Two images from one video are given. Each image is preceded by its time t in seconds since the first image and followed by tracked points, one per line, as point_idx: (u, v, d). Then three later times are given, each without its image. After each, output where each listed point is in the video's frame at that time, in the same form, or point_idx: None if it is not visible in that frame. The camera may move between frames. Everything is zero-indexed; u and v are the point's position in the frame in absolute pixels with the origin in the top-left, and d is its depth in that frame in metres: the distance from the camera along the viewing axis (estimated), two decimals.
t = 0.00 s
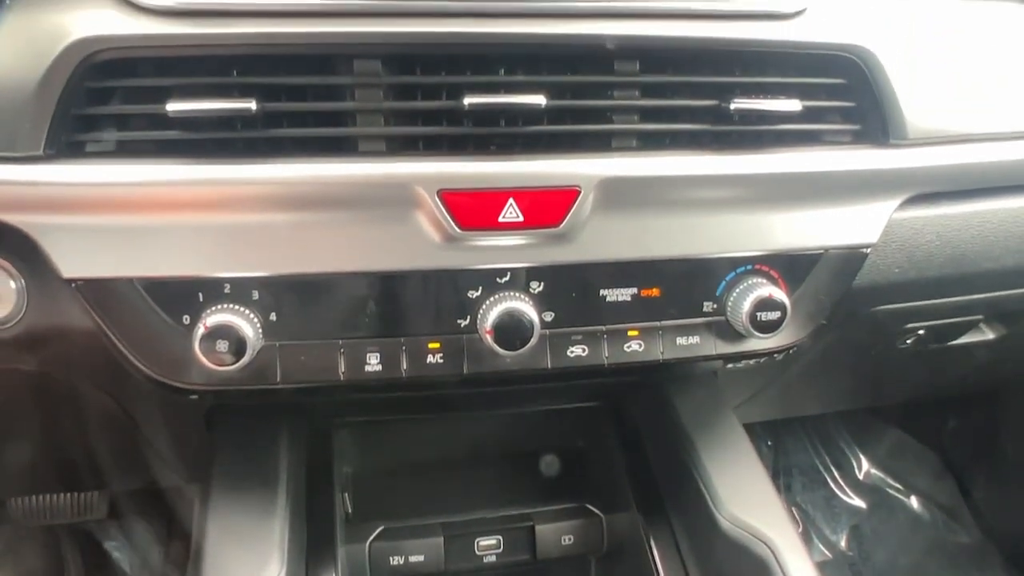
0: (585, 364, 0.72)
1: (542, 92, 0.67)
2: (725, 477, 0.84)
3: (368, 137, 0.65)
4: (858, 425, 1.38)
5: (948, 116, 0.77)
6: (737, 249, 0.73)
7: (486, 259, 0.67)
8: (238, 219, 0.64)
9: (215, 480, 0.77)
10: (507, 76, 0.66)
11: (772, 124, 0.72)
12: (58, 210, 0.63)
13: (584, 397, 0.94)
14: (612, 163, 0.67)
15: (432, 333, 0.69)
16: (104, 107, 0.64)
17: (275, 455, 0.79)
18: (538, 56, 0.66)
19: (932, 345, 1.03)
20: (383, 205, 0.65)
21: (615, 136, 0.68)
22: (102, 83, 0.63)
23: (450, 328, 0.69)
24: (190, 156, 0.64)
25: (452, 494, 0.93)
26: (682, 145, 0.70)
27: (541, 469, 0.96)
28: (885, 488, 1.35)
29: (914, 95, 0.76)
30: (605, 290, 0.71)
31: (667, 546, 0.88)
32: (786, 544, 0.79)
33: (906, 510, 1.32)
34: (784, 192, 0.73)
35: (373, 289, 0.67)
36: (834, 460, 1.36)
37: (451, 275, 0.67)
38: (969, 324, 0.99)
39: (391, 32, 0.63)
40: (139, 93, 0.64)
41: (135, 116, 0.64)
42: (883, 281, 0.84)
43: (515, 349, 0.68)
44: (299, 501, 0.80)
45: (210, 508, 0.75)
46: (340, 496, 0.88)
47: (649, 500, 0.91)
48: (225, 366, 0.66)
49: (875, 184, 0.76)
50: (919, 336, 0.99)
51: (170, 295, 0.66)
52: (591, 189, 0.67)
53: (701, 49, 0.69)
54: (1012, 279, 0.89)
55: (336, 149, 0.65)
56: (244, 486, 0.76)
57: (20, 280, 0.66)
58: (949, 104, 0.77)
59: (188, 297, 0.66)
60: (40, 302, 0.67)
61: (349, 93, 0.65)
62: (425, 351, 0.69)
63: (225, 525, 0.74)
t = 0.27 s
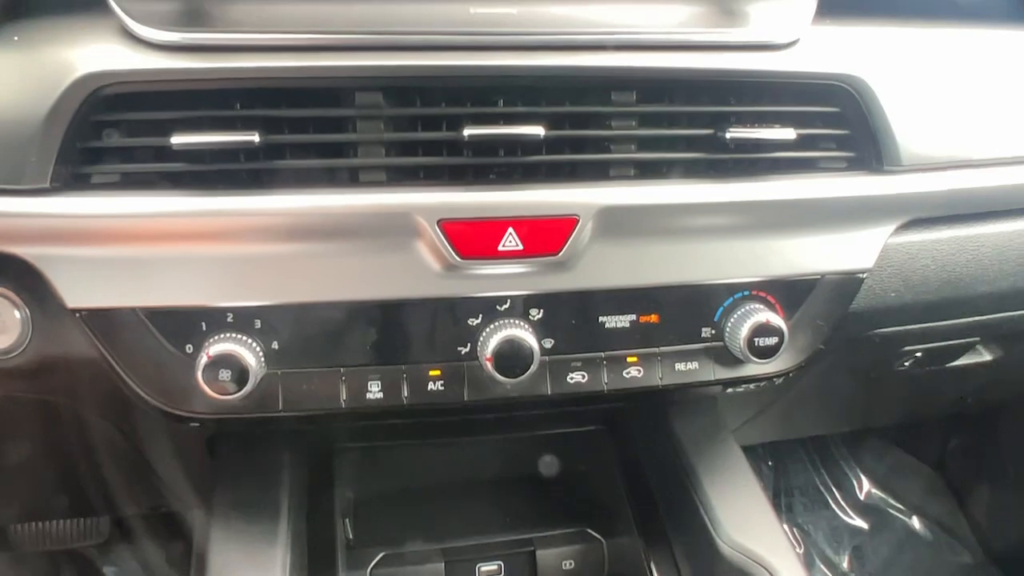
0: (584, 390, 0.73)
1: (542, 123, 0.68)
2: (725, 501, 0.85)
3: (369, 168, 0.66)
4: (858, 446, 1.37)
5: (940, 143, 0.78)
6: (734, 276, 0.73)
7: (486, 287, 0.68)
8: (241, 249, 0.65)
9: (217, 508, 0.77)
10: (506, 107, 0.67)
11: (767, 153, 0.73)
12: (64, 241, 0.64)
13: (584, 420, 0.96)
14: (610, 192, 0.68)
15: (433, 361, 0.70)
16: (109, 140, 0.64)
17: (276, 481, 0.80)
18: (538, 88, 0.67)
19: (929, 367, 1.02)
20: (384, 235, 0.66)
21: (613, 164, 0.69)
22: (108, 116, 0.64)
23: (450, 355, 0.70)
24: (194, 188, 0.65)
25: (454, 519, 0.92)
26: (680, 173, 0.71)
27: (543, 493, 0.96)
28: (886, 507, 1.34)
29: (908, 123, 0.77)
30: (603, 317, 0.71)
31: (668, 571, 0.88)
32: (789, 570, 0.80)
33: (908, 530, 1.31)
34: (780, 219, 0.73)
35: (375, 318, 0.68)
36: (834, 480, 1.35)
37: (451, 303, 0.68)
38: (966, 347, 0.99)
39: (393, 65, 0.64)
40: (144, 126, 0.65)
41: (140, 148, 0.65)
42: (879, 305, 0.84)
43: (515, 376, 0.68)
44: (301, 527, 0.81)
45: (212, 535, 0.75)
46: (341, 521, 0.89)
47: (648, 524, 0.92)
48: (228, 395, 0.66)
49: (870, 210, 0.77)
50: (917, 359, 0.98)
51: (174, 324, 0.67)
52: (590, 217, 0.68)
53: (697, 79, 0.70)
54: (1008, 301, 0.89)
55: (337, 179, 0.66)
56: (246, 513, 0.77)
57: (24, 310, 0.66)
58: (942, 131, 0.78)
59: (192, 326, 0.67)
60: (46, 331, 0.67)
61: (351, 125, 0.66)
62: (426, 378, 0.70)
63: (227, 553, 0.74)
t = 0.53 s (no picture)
0: (586, 414, 0.73)
1: (542, 151, 0.69)
2: (727, 523, 0.85)
3: (373, 196, 0.67)
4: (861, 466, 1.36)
5: (935, 166, 0.79)
6: (734, 299, 0.74)
7: (488, 312, 0.69)
8: (246, 276, 0.66)
9: (221, 533, 0.77)
10: (506, 134, 0.68)
11: (764, 177, 0.74)
12: (72, 269, 0.65)
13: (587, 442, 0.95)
14: (609, 217, 0.69)
15: (435, 385, 0.70)
16: (115, 169, 0.65)
17: (280, 505, 0.80)
18: (537, 116, 0.69)
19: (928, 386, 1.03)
20: (387, 261, 0.67)
21: (612, 190, 0.70)
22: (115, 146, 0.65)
23: (453, 380, 0.71)
24: (199, 216, 0.66)
25: (456, 541, 0.93)
26: (678, 198, 0.72)
27: (546, 514, 0.97)
28: (888, 526, 1.34)
29: (903, 147, 0.78)
30: (604, 340, 0.72)
31: None
32: None
33: (911, 548, 1.31)
34: (778, 243, 0.74)
35: (377, 343, 0.69)
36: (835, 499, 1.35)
37: (453, 328, 0.69)
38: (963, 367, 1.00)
39: (396, 94, 0.65)
40: (151, 155, 0.66)
41: (145, 176, 0.66)
42: (878, 327, 0.84)
43: (517, 400, 0.69)
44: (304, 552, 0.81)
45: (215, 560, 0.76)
46: (343, 545, 0.88)
47: (650, 546, 0.92)
48: (232, 421, 0.67)
49: (867, 233, 0.77)
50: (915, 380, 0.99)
51: (178, 351, 0.67)
52: (590, 242, 0.69)
53: (695, 106, 0.71)
54: (1007, 321, 0.89)
55: (341, 206, 0.67)
56: (249, 539, 0.77)
57: (31, 336, 0.67)
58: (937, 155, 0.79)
59: (196, 352, 0.67)
60: (51, 356, 0.68)
61: (354, 153, 0.66)
62: (429, 403, 0.71)
63: None
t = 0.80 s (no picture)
0: (589, 439, 0.74)
1: (544, 178, 0.70)
2: (731, 550, 0.84)
3: (377, 224, 0.68)
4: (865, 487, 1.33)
5: (932, 192, 0.80)
6: (735, 323, 0.75)
7: (493, 338, 0.69)
8: (252, 303, 0.67)
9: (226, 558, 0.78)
10: (509, 162, 0.69)
11: (764, 203, 0.75)
12: (81, 298, 0.66)
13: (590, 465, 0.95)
14: (611, 243, 0.70)
15: (440, 411, 0.71)
16: (123, 198, 0.66)
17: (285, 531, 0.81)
18: (540, 144, 0.70)
19: (931, 408, 1.03)
20: (392, 288, 0.68)
21: (614, 216, 0.71)
22: (124, 176, 0.66)
23: (457, 406, 0.71)
24: (205, 244, 0.66)
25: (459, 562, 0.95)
26: (679, 224, 0.73)
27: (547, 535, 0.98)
28: (892, 546, 1.28)
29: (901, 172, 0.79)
30: (607, 365, 0.73)
31: None
32: None
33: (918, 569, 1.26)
34: (778, 268, 0.75)
35: (382, 370, 0.69)
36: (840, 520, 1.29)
37: (458, 354, 0.70)
38: (965, 388, 1.00)
39: (401, 124, 0.66)
40: (159, 185, 0.67)
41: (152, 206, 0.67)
42: (878, 350, 0.84)
43: (522, 425, 0.69)
44: None
45: None
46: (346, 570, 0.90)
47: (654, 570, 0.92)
48: (237, 447, 0.67)
49: (865, 257, 0.78)
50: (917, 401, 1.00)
51: (184, 380, 0.68)
52: (593, 268, 0.69)
53: (694, 133, 0.72)
54: (1006, 342, 0.90)
55: (347, 234, 0.68)
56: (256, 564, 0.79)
57: (38, 363, 0.67)
58: (934, 180, 0.80)
59: (203, 380, 0.68)
60: (58, 383, 0.69)
61: (360, 182, 0.67)
62: (434, 428, 0.71)
63: None
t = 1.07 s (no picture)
0: (592, 460, 0.75)
1: (545, 202, 0.71)
2: (735, 566, 0.83)
3: (381, 248, 0.68)
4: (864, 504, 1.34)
5: (928, 212, 0.81)
6: (735, 344, 0.76)
7: (495, 360, 0.70)
8: (256, 328, 0.67)
9: None
10: (510, 186, 0.70)
11: (763, 225, 0.75)
12: (87, 324, 0.66)
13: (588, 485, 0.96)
14: (612, 267, 0.71)
15: (444, 433, 0.72)
16: (129, 225, 0.67)
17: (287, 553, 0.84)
18: (541, 169, 0.71)
19: (934, 425, 1.02)
20: (395, 312, 0.68)
21: (614, 239, 0.72)
22: (130, 203, 0.67)
23: (460, 428, 0.72)
24: (210, 270, 0.67)
25: None
26: (679, 247, 0.73)
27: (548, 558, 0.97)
28: (895, 563, 1.26)
29: (897, 194, 0.80)
30: (609, 387, 0.73)
31: None
32: None
33: None
34: (778, 289, 0.76)
35: (386, 393, 0.70)
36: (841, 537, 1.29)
37: (461, 376, 0.70)
38: (967, 405, 0.99)
39: (404, 149, 0.67)
40: (164, 211, 0.67)
41: (158, 232, 0.67)
42: (877, 369, 0.85)
43: (525, 448, 0.69)
44: None
45: None
46: None
47: None
48: (241, 471, 0.67)
49: (864, 278, 0.79)
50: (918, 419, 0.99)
51: (189, 405, 0.69)
52: (594, 291, 0.70)
53: (693, 157, 0.73)
54: (1003, 360, 0.91)
55: (349, 259, 0.68)
56: None
57: (44, 388, 0.68)
58: (930, 200, 0.81)
59: (208, 404, 0.69)
60: (63, 406, 0.69)
61: (363, 207, 0.68)
62: (437, 450, 0.72)
63: None
